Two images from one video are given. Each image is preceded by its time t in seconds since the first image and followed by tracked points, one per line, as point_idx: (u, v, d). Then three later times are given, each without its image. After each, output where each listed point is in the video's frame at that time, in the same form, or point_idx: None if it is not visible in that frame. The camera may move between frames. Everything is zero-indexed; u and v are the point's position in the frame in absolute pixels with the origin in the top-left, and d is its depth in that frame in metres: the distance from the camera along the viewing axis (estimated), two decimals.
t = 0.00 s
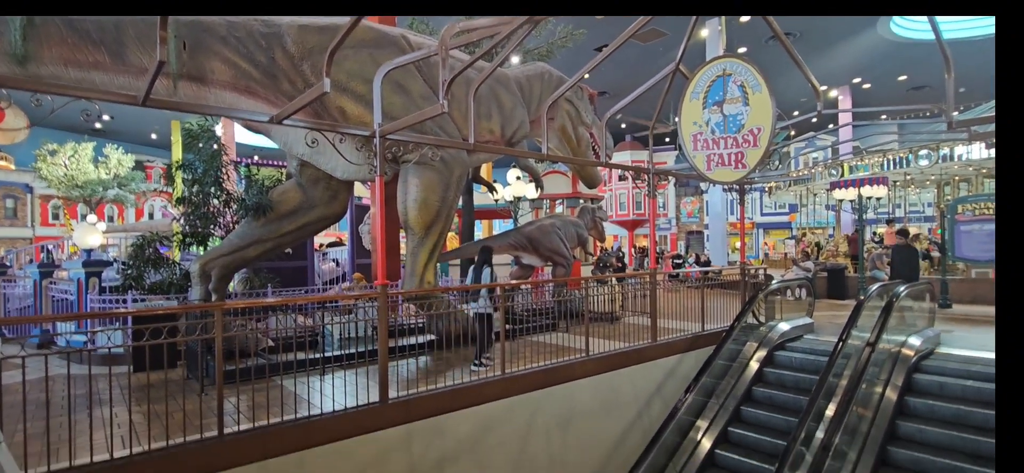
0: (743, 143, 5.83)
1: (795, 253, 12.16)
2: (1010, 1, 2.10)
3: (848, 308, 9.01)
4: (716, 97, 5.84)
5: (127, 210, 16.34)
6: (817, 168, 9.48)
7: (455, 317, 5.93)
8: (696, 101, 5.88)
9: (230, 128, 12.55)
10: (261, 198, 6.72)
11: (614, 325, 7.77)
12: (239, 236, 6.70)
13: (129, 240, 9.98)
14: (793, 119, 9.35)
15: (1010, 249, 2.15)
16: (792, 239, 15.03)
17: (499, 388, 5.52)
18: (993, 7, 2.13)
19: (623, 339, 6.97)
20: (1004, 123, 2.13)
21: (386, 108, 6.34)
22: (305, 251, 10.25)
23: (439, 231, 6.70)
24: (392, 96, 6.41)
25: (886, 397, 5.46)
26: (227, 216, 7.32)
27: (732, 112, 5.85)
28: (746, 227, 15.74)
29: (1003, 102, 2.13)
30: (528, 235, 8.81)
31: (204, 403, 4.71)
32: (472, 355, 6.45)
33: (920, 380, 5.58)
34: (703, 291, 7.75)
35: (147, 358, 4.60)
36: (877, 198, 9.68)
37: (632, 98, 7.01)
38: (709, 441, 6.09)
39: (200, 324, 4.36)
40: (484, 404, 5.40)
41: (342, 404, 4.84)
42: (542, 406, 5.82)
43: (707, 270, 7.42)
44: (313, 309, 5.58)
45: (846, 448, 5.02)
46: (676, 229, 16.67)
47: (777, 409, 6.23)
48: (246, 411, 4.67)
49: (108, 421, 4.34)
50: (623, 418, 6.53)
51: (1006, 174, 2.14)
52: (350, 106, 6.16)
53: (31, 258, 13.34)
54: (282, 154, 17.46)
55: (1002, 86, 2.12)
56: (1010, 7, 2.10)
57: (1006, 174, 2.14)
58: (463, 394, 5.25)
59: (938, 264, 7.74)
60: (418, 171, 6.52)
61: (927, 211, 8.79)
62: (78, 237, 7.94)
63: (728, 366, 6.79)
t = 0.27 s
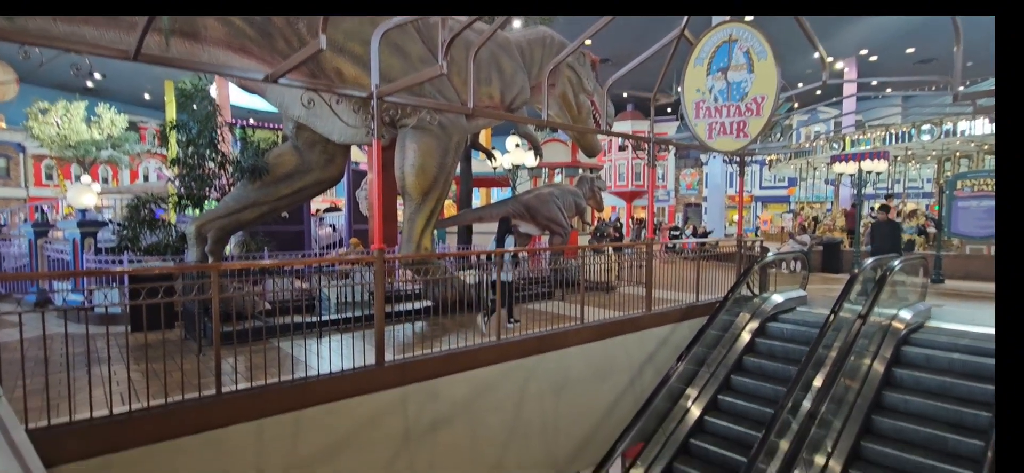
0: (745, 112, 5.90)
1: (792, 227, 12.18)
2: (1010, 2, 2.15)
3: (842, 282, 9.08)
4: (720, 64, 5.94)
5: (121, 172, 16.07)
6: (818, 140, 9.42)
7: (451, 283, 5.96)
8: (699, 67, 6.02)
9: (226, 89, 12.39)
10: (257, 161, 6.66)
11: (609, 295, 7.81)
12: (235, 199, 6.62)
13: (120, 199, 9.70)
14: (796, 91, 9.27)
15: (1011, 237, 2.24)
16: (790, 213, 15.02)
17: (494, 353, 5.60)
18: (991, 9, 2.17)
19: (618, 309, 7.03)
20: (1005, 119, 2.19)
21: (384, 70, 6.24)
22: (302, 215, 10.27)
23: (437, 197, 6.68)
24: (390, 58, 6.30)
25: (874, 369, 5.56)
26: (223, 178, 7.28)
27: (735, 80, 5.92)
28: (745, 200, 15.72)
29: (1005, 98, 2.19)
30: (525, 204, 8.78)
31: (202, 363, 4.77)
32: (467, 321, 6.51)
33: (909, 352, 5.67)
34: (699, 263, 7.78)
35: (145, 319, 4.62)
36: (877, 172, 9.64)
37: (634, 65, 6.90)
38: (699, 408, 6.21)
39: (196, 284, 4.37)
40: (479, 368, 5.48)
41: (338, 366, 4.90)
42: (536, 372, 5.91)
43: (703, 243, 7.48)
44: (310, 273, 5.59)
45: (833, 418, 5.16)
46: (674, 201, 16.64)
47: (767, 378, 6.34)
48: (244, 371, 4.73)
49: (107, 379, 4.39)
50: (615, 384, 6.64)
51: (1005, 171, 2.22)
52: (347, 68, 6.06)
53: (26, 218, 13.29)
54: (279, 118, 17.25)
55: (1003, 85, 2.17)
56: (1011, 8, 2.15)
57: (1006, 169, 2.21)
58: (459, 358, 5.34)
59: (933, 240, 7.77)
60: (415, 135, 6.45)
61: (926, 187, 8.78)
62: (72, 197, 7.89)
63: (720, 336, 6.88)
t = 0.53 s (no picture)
0: (755, 70, 6.24)
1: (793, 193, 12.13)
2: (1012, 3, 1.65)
3: (839, 249, 9.10)
4: (731, 21, 6.16)
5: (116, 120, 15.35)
6: (826, 105, 9.28)
7: (450, 240, 5.97)
8: (711, 24, 6.22)
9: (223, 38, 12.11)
10: (254, 111, 6.57)
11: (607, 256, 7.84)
12: (232, 149, 6.53)
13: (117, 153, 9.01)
14: (806, 53, 9.06)
15: (1010, 284, 1.75)
16: (793, 180, 14.92)
17: (492, 310, 5.67)
18: (988, 10, 1.68)
19: (615, 270, 7.08)
20: (1012, 143, 1.71)
21: (384, 20, 6.09)
22: (300, 169, 10.25)
23: (437, 153, 6.63)
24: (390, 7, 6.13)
25: (865, 334, 5.64)
26: (219, 129, 7.23)
27: (745, 38, 6.20)
28: (748, 166, 15.60)
29: (1007, 118, 1.71)
30: (526, 164, 8.81)
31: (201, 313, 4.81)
32: (466, 278, 6.57)
33: (901, 319, 5.75)
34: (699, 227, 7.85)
35: (144, 268, 4.63)
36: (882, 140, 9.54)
37: (642, 20, 6.71)
38: (690, 369, 6.35)
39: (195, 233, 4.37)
40: (475, 324, 5.55)
41: (337, 318, 4.96)
42: (532, 329, 5.99)
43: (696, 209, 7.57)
44: (308, 226, 5.58)
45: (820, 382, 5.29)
46: (676, 164, 16.50)
47: (759, 341, 6.44)
48: (243, 321, 4.79)
49: (108, 326, 4.45)
50: (610, 343, 6.75)
51: (1004, 204, 1.72)
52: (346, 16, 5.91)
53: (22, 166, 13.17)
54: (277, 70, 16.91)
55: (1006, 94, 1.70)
56: (1013, 10, 1.65)
57: (1005, 202, 1.71)
58: (457, 314, 5.41)
59: (935, 208, 7.74)
60: (416, 88, 6.34)
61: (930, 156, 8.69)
62: (66, 144, 7.83)
63: (715, 298, 6.96)
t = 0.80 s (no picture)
0: (767, 35, 6.38)
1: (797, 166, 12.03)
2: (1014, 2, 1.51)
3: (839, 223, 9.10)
4: None
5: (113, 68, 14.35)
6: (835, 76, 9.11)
7: (450, 202, 5.95)
8: None
9: None
10: (252, 64, 6.44)
11: (606, 223, 7.83)
12: (230, 102, 6.45)
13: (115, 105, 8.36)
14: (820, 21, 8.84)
15: (1010, 282, 1.64)
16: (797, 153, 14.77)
17: (490, 272, 5.70)
18: (989, 11, 1.50)
19: (614, 237, 7.08)
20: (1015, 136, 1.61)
21: None
22: (299, 125, 10.02)
23: (438, 112, 6.54)
24: None
25: (858, 308, 5.69)
26: (216, 82, 7.16)
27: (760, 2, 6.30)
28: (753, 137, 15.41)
29: (1007, 114, 1.60)
30: (528, 126, 8.83)
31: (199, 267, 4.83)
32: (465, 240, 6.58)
33: (895, 293, 5.79)
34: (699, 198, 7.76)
35: (142, 221, 4.61)
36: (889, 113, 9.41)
37: None
38: (683, 337, 6.43)
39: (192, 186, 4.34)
40: (472, 286, 5.58)
41: (336, 276, 4.99)
42: (529, 293, 6.03)
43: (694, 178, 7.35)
44: (307, 184, 5.54)
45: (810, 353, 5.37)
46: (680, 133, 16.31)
47: (753, 311, 6.50)
48: (242, 276, 4.82)
49: (106, 277, 4.47)
50: (606, 309, 6.80)
51: (1003, 200, 1.63)
52: None
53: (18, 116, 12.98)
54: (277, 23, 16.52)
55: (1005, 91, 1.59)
56: (1014, 11, 1.51)
57: (1006, 198, 1.63)
58: (455, 275, 5.44)
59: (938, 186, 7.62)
60: (418, 45, 6.21)
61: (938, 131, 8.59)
62: (60, 92, 7.68)
63: (713, 268, 7.00)
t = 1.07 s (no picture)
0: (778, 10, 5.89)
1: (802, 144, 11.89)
2: None
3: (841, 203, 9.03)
4: None
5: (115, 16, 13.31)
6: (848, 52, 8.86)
7: (451, 168, 5.90)
8: None
9: None
10: (252, 18, 6.28)
11: (606, 196, 7.73)
12: (229, 59, 6.41)
13: (109, 58, 8.06)
14: None
15: (1010, 281, 1.39)
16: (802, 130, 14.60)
17: (488, 240, 5.69)
18: (986, 9, 1.32)
19: (614, 209, 7.05)
20: (1016, 138, 1.35)
21: None
22: (298, 85, 9.92)
23: (441, 76, 6.43)
24: None
25: (853, 288, 5.72)
26: (214, 36, 7.05)
27: None
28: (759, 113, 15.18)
29: (1005, 113, 1.36)
30: (532, 94, 8.58)
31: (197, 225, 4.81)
32: (464, 207, 6.56)
33: (891, 274, 5.82)
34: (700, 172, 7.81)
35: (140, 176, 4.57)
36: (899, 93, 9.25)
37: None
38: (678, 311, 6.49)
39: (190, 141, 4.28)
40: (470, 253, 5.58)
41: (334, 238, 4.98)
42: (526, 262, 6.03)
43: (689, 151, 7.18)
44: (307, 145, 5.47)
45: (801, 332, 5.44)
46: (686, 107, 16.05)
47: (749, 287, 6.53)
48: (240, 235, 4.82)
49: (104, 231, 4.46)
50: (602, 280, 6.83)
51: (1002, 201, 1.37)
52: None
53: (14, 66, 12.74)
54: None
55: (1006, 84, 1.35)
56: (1015, 9, 1.29)
57: (1005, 200, 1.37)
58: (454, 242, 5.46)
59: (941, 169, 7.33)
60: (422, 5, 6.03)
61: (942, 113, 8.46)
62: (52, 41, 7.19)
63: (711, 244, 7.01)
